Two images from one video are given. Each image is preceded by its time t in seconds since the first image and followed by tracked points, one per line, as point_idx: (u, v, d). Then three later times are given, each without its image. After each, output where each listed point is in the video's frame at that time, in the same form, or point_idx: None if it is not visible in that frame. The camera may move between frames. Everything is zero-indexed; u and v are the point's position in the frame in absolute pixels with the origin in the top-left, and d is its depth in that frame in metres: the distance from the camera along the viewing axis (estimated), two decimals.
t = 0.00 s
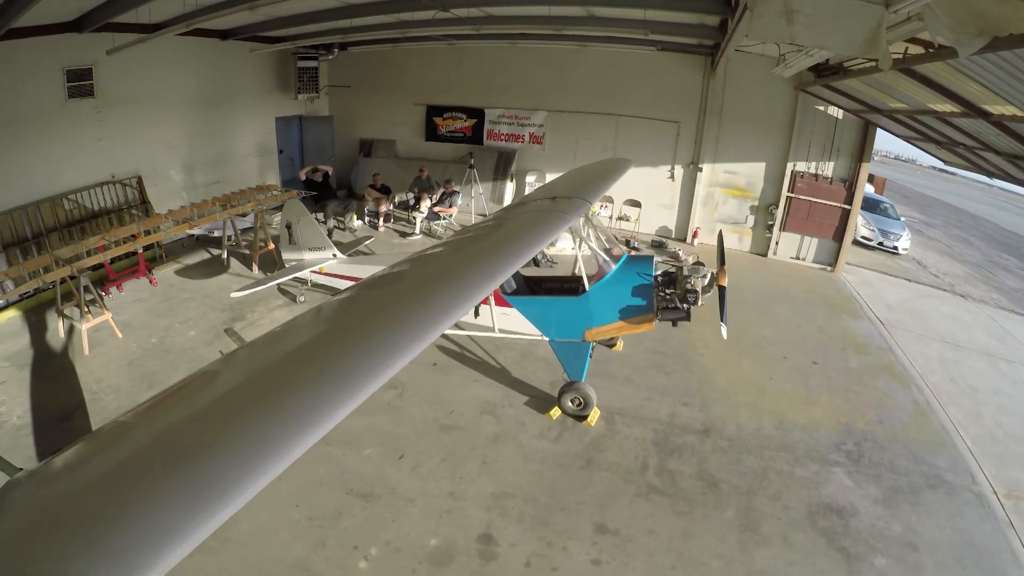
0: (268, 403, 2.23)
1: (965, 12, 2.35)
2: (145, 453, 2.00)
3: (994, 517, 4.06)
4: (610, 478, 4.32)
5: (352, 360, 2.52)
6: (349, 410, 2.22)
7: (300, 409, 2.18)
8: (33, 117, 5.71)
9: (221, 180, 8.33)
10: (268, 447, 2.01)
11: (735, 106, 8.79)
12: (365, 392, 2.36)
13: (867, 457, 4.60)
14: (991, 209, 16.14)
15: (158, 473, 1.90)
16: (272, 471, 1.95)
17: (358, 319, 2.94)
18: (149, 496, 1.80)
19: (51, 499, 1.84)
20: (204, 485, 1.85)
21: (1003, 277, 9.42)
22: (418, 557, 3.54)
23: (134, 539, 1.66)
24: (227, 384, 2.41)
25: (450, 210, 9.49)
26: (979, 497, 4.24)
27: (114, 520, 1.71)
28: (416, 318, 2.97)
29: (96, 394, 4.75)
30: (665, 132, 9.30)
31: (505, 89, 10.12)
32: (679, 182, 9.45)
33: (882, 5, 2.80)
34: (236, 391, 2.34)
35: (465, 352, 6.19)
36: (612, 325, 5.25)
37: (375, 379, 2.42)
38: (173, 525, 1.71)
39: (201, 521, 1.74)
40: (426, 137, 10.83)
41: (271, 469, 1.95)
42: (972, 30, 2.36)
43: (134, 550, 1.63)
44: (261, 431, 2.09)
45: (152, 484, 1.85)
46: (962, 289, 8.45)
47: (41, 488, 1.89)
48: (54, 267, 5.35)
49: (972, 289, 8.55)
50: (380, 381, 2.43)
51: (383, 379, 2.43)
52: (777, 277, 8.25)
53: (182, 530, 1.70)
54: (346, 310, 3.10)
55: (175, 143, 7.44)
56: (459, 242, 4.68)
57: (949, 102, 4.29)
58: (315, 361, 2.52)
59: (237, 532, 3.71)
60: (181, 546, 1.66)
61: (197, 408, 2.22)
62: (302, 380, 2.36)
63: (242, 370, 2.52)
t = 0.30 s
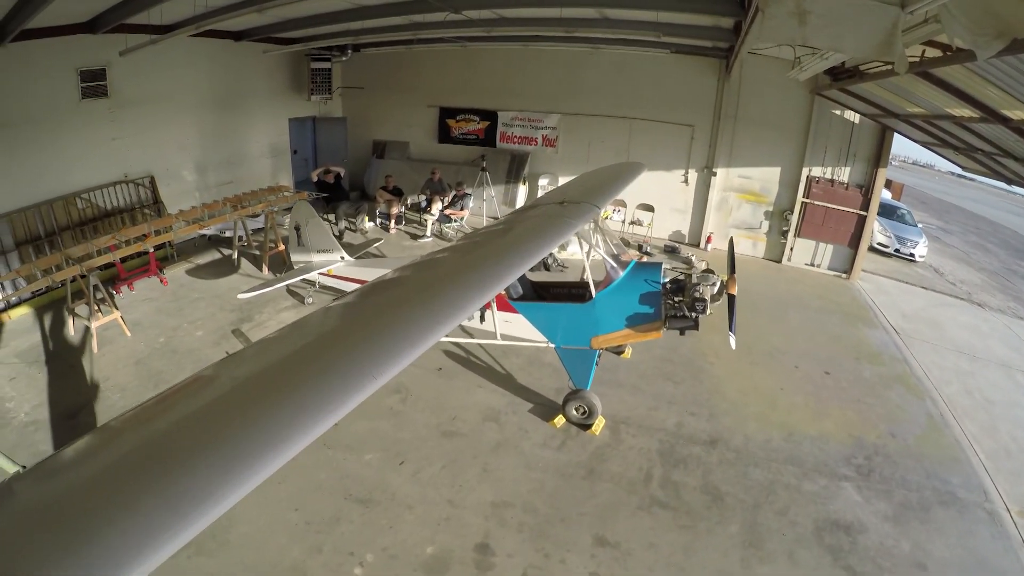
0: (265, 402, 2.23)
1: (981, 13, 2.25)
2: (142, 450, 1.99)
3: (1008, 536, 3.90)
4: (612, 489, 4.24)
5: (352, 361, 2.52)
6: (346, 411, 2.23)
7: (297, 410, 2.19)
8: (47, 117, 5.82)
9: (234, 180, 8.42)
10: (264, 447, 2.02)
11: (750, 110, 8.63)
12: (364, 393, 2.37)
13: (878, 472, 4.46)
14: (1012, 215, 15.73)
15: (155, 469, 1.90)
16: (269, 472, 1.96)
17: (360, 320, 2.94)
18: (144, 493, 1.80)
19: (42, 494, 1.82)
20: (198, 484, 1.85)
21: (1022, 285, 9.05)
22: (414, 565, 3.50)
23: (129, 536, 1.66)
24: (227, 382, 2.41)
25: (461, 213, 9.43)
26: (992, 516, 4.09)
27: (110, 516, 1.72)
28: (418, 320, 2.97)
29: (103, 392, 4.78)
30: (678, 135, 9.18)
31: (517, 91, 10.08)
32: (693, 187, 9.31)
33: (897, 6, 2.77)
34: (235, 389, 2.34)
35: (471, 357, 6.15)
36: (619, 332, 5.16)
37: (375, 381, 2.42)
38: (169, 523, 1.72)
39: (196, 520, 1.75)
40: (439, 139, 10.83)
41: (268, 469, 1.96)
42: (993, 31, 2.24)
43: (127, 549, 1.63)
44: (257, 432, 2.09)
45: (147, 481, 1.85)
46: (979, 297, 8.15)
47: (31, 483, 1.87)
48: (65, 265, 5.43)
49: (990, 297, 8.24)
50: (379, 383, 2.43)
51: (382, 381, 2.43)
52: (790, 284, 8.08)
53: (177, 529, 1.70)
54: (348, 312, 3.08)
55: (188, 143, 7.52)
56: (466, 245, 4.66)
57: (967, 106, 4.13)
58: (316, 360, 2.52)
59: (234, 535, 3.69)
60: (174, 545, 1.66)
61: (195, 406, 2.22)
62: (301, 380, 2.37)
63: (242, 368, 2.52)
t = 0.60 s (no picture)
0: (254, 402, 2.27)
1: (987, 10, 2.19)
2: (133, 449, 2.05)
3: (1015, 549, 3.81)
4: (610, 496, 4.20)
5: (343, 363, 2.56)
6: (333, 412, 2.27)
7: (286, 410, 2.23)
8: (56, 118, 5.90)
9: (241, 180, 8.51)
10: (251, 447, 2.06)
11: (759, 112, 8.52)
12: (353, 394, 2.41)
13: (882, 481, 4.38)
14: None
15: (143, 467, 1.95)
16: (254, 471, 2.00)
17: (354, 322, 2.98)
18: (131, 491, 1.85)
19: (33, 490, 1.87)
20: (184, 483, 1.90)
21: None
22: (407, 569, 3.49)
23: (113, 533, 1.71)
24: (219, 382, 2.46)
25: (467, 214, 9.41)
26: (999, 528, 3.99)
27: (96, 513, 1.77)
28: (412, 322, 3.01)
29: (106, 390, 4.78)
30: (686, 138, 9.10)
31: (525, 93, 10.07)
32: (701, 190, 9.22)
33: (904, 4, 2.74)
34: (227, 389, 2.39)
35: (471, 360, 6.14)
36: (621, 337, 5.11)
37: (364, 383, 2.46)
38: (153, 521, 1.77)
39: (179, 518, 1.79)
40: (447, 141, 10.85)
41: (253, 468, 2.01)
42: (999, 30, 2.19)
43: (110, 546, 1.68)
44: (246, 432, 2.14)
45: (134, 480, 1.90)
46: (991, 303, 8.01)
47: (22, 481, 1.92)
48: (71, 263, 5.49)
49: (1001, 303, 8.08)
50: (369, 385, 2.47)
51: (371, 382, 2.47)
52: (798, 288, 7.97)
53: (161, 526, 1.75)
54: (342, 314, 3.12)
55: (196, 143, 7.59)
56: (466, 248, 4.69)
57: (978, 108, 4.03)
58: (307, 362, 2.56)
59: (230, 534, 3.69)
60: (158, 542, 1.71)
61: (186, 405, 2.27)
62: (292, 381, 2.41)
63: (236, 368, 2.57)
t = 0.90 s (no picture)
0: (244, 394, 2.29)
1: (997, 9, 2.12)
2: (122, 436, 2.08)
3: None
4: (608, 501, 4.14)
5: (335, 356, 2.58)
6: (327, 401, 2.30)
7: (274, 401, 2.25)
8: (70, 112, 6.05)
9: (254, 178, 8.62)
10: (236, 435, 2.07)
11: (774, 114, 8.37)
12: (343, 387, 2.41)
13: (889, 494, 4.26)
14: None
15: (129, 455, 1.97)
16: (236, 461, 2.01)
17: (351, 318, 3.00)
18: (114, 480, 1.87)
19: (20, 477, 1.90)
20: (178, 464, 1.93)
21: None
22: (399, 569, 3.48)
23: (92, 517, 1.73)
24: (213, 372, 2.49)
25: (478, 214, 9.41)
26: (1009, 545, 3.86)
27: (79, 498, 1.79)
28: (407, 319, 3.02)
29: (113, 383, 4.82)
30: (699, 141, 8.98)
31: (537, 93, 10.04)
32: (713, 193, 9.10)
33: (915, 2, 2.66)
34: (220, 380, 2.41)
35: (475, 361, 6.13)
36: (624, 341, 5.04)
37: (354, 375, 2.47)
38: (133, 507, 1.78)
39: (159, 503, 1.81)
40: (459, 141, 10.87)
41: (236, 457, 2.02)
42: (1013, 29, 2.11)
43: (93, 528, 1.71)
44: (232, 422, 2.15)
45: (130, 461, 1.94)
46: (1009, 312, 7.79)
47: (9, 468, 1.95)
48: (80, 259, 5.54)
49: (1019, 312, 7.86)
50: (359, 378, 2.47)
51: (366, 373, 2.50)
52: (810, 294, 7.82)
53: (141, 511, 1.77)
54: (342, 309, 3.16)
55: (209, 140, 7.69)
56: (468, 249, 4.71)
57: (993, 112, 3.90)
58: (300, 356, 2.58)
59: (226, 529, 3.71)
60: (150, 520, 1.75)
61: (177, 395, 2.29)
62: (283, 373, 2.43)
63: (229, 361, 2.60)
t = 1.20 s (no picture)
0: (231, 392, 2.44)
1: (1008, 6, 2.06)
2: (116, 427, 2.22)
3: None
4: (608, 505, 4.10)
5: (320, 357, 2.72)
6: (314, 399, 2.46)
7: (260, 399, 2.39)
8: (83, 109, 6.24)
9: (265, 176, 8.76)
10: (221, 430, 2.22)
11: (787, 115, 8.23)
12: (326, 387, 2.55)
13: (896, 503, 4.16)
14: None
15: (121, 445, 2.12)
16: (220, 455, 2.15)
17: (339, 320, 3.13)
18: (113, 463, 2.04)
19: (18, 461, 2.05)
20: (172, 452, 2.10)
21: None
22: (395, 567, 3.47)
23: (87, 500, 1.89)
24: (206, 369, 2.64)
25: (488, 214, 9.40)
26: (1019, 559, 3.75)
27: (72, 484, 1.94)
28: (394, 322, 3.15)
29: (120, 376, 4.88)
30: (711, 142, 8.87)
31: (549, 93, 10.00)
32: (725, 195, 8.98)
33: None
34: (211, 376, 2.56)
35: (480, 361, 6.11)
36: (628, 343, 4.97)
37: (337, 377, 2.61)
38: (121, 494, 1.93)
39: (145, 493, 1.95)
40: (471, 141, 10.87)
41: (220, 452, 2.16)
42: None
43: (91, 506, 1.88)
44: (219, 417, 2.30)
45: (129, 447, 2.11)
46: None
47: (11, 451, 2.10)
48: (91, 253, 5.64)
49: None
50: (341, 380, 2.61)
51: (353, 374, 2.66)
52: (822, 298, 7.69)
53: (129, 499, 1.91)
54: (337, 309, 3.31)
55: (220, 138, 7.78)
56: (470, 248, 4.77)
57: (1009, 114, 3.78)
58: (287, 356, 2.72)
59: (225, 522, 3.74)
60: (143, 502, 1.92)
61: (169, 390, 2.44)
62: (270, 372, 2.57)
63: (221, 358, 2.74)
